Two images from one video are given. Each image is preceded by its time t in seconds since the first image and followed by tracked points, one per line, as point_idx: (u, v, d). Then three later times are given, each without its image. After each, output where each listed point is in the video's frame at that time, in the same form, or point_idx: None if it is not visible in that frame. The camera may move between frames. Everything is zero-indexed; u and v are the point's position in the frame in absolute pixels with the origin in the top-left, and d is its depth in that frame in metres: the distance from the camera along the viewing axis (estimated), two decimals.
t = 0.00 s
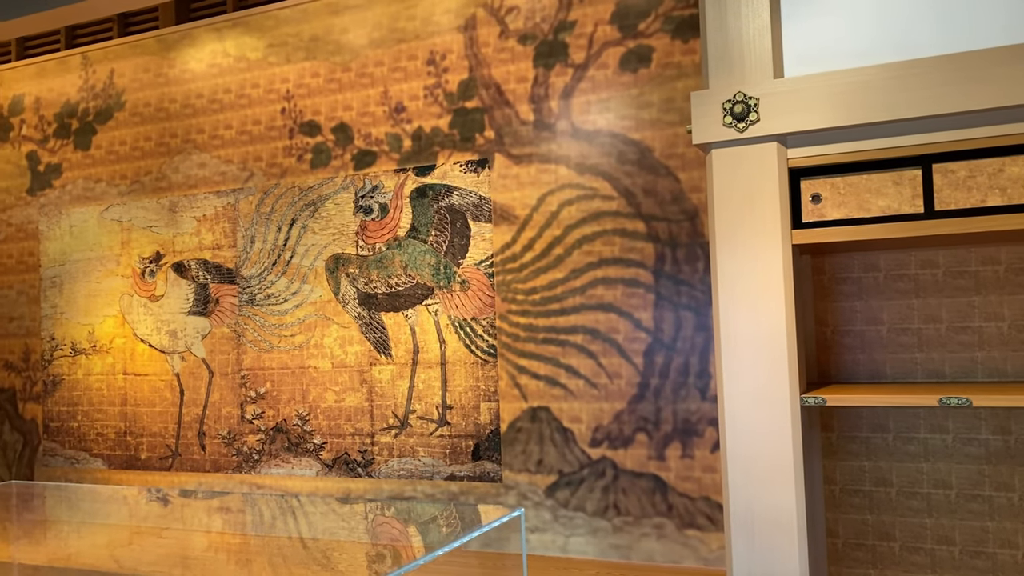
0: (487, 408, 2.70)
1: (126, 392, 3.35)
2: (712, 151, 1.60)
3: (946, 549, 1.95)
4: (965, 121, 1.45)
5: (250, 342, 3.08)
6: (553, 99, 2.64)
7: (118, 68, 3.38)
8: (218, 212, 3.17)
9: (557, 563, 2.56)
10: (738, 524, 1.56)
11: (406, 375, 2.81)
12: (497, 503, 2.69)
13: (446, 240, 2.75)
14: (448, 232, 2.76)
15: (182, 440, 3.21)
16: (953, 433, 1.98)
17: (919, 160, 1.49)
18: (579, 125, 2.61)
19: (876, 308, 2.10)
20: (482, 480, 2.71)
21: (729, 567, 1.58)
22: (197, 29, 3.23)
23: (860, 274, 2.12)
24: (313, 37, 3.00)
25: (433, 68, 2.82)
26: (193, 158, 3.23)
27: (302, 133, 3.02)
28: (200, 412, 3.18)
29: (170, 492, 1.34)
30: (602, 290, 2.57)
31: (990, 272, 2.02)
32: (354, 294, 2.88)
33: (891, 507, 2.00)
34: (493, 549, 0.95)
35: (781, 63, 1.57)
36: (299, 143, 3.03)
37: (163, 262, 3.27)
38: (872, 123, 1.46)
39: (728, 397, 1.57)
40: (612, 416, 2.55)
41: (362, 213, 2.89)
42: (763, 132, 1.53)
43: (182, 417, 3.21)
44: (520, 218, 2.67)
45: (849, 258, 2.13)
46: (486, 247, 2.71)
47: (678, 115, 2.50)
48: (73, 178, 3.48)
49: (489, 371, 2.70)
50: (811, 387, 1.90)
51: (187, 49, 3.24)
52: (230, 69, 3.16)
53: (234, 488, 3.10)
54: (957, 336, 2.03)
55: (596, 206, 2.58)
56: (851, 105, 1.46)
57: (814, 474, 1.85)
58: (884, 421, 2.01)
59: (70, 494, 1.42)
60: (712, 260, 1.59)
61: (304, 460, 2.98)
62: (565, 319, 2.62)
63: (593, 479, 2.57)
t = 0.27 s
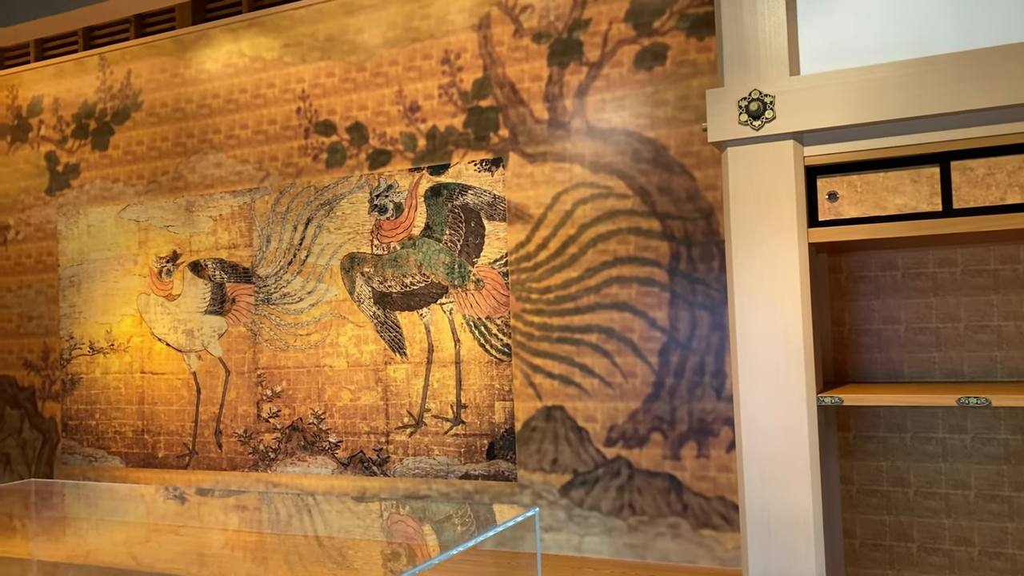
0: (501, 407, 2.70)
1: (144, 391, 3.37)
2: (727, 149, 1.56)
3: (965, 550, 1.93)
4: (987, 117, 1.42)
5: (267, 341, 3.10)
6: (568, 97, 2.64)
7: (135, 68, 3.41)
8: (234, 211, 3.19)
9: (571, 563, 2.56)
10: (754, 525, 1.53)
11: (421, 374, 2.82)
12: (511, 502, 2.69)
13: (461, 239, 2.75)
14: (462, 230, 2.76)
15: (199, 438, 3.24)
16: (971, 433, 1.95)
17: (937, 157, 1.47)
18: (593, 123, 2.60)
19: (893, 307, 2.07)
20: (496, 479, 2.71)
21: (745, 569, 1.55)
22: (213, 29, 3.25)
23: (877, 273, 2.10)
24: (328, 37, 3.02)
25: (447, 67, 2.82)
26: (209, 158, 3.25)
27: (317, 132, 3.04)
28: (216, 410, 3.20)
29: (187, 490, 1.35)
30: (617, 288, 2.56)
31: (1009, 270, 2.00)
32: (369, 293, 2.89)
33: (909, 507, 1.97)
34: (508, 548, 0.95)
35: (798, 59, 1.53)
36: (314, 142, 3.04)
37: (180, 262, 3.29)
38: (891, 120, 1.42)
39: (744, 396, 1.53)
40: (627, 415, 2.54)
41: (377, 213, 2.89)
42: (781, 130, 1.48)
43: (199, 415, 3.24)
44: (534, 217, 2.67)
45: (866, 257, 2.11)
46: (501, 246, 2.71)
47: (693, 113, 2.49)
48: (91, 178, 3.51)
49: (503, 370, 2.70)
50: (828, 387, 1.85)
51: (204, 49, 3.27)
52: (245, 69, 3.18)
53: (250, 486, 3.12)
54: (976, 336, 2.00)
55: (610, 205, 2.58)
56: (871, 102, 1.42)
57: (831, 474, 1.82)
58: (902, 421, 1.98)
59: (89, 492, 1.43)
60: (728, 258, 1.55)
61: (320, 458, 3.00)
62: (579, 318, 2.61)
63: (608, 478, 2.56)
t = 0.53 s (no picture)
0: (517, 405, 2.70)
1: (162, 389, 3.41)
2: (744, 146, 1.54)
3: (986, 550, 1.90)
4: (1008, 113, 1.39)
5: (283, 339, 3.12)
6: (583, 95, 2.63)
7: (152, 69, 3.44)
8: (251, 210, 3.21)
9: (587, 561, 2.55)
10: (771, 524, 1.52)
11: (437, 372, 2.82)
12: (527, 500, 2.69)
13: (476, 238, 2.76)
14: (478, 229, 2.76)
15: (217, 436, 3.26)
16: (991, 432, 1.92)
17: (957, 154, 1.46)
18: (609, 121, 2.60)
19: (912, 305, 2.05)
20: (512, 477, 2.71)
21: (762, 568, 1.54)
22: (230, 30, 3.27)
23: (895, 271, 2.08)
24: (343, 36, 3.03)
25: (463, 65, 2.82)
26: (226, 158, 3.27)
27: (333, 131, 3.05)
28: (234, 408, 3.22)
29: (204, 487, 1.36)
30: (633, 287, 2.56)
31: None
32: (385, 291, 2.90)
33: (928, 507, 1.95)
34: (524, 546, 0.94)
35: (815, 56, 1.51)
36: (330, 141, 3.05)
37: (197, 260, 3.32)
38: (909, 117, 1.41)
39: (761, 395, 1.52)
40: (643, 414, 2.54)
41: (393, 211, 2.90)
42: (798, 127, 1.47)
43: (216, 413, 3.26)
44: (550, 215, 2.66)
45: (884, 254, 2.09)
46: (516, 244, 2.71)
47: (709, 111, 2.48)
48: (110, 178, 3.54)
49: (519, 368, 2.70)
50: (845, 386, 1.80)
51: (220, 49, 3.29)
52: (262, 69, 3.19)
53: (267, 484, 3.14)
54: (997, 334, 1.97)
55: (626, 203, 2.57)
56: (890, 98, 1.40)
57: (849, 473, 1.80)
58: (920, 420, 1.96)
59: (109, 488, 1.45)
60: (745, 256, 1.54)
61: (337, 456, 3.01)
62: (595, 316, 2.61)
63: (623, 477, 2.56)
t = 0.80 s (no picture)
0: (531, 404, 2.70)
1: (179, 387, 3.43)
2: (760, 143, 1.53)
3: (1006, 550, 1.88)
4: None
5: (299, 337, 3.13)
6: (598, 92, 2.62)
7: (168, 68, 3.46)
8: (266, 209, 3.22)
9: (602, 560, 2.55)
10: (788, 525, 1.50)
11: (451, 370, 2.83)
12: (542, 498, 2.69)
13: (490, 236, 2.75)
14: (492, 227, 2.75)
15: (233, 433, 3.28)
16: (1011, 431, 1.89)
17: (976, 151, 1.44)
18: (624, 118, 2.59)
19: (930, 303, 2.02)
20: (526, 475, 2.71)
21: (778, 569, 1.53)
22: (245, 29, 3.28)
23: (913, 269, 2.05)
24: (358, 35, 3.03)
25: (477, 63, 2.82)
26: (241, 157, 3.29)
27: (348, 130, 3.06)
28: (250, 406, 3.24)
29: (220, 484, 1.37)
30: (648, 285, 2.55)
31: None
32: (399, 289, 2.91)
33: (947, 507, 1.92)
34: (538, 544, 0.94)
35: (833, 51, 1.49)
36: (344, 140, 3.06)
37: (213, 259, 3.34)
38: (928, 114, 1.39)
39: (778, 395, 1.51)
40: (658, 412, 2.53)
41: (407, 210, 2.91)
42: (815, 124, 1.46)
43: (232, 411, 3.28)
44: (564, 213, 2.66)
45: (902, 252, 2.06)
46: (530, 242, 2.70)
47: (725, 107, 2.46)
48: (126, 177, 3.57)
49: (533, 366, 2.70)
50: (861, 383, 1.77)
51: (236, 48, 3.30)
52: (277, 68, 3.21)
53: (283, 481, 3.16)
54: (1016, 332, 1.95)
55: (641, 200, 2.56)
56: (909, 95, 1.38)
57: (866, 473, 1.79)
58: (939, 419, 1.94)
59: (125, 486, 1.46)
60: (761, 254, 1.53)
61: (352, 454, 3.02)
62: (610, 314, 2.60)
63: (639, 476, 2.55)
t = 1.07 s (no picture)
0: (544, 402, 2.70)
1: (193, 385, 3.45)
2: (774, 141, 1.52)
3: None
4: None
5: (312, 335, 3.15)
6: (611, 90, 2.62)
7: (182, 68, 3.49)
8: (280, 208, 3.23)
9: (615, 558, 2.54)
10: (802, 525, 1.49)
11: (464, 368, 2.83)
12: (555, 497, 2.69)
13: (503, 234, 2.75)
14: (504, 225, 2.75)
15: (247, 431, 3.30)
16: None
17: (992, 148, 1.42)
18: (637, 116, 2.58)
19: (946, 301, 2.00)
20: (539, 474, 2.71)
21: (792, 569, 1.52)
22: (258, 28, 3.29)
23: (930, 267, 2.03)
24: (371, 34, 3.04)
25: (490, 62, 2.82)
26: (255, 156, 3.30)
27: (361, 129, 3.07)
28: (264, 404, 3.26)
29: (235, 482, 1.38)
30: (661, 283, 2.54)
31: None
32: (412, 288, 2.91)
33: (963, 506, 1.91)
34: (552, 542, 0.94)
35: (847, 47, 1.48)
36: (358, 139, 3.07)
37: (228, 257, 3.36)
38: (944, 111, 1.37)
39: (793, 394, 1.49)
40: (672, 411, 2.52)
41: (420, 208, 2.91)
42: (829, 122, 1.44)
43: (247, 409, 3.30)
44: (577, 211, 2.65)
45: (918, 249, 2.04)
46: (543, 240, 2.70)
47: (739, 105, 2.45)
48: (141, 176, 3.60)
49: (546, 364, 2.70)
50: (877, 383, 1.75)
51: (249, 48, 3.32)
52: (291, 67, 3.22)
53: (297, 479, 3.17)
54: None
55: (654, 198, 2.55)
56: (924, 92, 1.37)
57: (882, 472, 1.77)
58: (956, 418, 1.92)
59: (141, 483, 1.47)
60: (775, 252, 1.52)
61: (365, 452, 3.03)
62: (623, 312, 2.59)
63: (652, 474, 2.54)
